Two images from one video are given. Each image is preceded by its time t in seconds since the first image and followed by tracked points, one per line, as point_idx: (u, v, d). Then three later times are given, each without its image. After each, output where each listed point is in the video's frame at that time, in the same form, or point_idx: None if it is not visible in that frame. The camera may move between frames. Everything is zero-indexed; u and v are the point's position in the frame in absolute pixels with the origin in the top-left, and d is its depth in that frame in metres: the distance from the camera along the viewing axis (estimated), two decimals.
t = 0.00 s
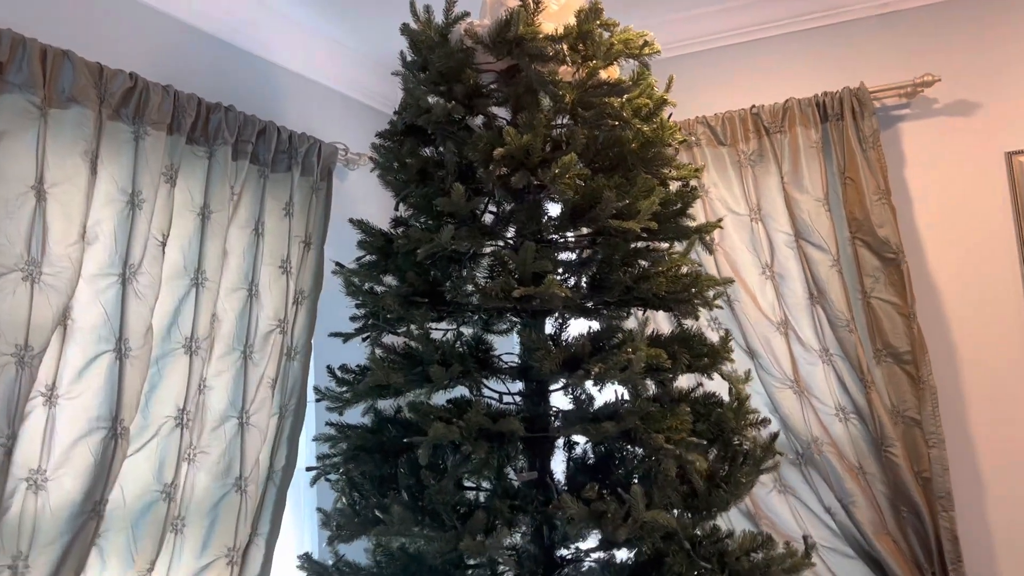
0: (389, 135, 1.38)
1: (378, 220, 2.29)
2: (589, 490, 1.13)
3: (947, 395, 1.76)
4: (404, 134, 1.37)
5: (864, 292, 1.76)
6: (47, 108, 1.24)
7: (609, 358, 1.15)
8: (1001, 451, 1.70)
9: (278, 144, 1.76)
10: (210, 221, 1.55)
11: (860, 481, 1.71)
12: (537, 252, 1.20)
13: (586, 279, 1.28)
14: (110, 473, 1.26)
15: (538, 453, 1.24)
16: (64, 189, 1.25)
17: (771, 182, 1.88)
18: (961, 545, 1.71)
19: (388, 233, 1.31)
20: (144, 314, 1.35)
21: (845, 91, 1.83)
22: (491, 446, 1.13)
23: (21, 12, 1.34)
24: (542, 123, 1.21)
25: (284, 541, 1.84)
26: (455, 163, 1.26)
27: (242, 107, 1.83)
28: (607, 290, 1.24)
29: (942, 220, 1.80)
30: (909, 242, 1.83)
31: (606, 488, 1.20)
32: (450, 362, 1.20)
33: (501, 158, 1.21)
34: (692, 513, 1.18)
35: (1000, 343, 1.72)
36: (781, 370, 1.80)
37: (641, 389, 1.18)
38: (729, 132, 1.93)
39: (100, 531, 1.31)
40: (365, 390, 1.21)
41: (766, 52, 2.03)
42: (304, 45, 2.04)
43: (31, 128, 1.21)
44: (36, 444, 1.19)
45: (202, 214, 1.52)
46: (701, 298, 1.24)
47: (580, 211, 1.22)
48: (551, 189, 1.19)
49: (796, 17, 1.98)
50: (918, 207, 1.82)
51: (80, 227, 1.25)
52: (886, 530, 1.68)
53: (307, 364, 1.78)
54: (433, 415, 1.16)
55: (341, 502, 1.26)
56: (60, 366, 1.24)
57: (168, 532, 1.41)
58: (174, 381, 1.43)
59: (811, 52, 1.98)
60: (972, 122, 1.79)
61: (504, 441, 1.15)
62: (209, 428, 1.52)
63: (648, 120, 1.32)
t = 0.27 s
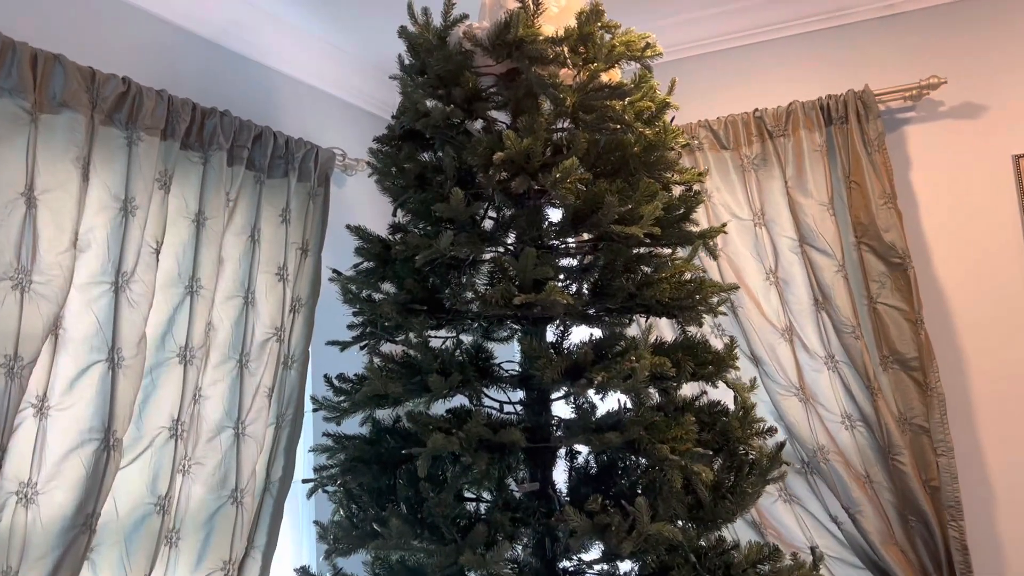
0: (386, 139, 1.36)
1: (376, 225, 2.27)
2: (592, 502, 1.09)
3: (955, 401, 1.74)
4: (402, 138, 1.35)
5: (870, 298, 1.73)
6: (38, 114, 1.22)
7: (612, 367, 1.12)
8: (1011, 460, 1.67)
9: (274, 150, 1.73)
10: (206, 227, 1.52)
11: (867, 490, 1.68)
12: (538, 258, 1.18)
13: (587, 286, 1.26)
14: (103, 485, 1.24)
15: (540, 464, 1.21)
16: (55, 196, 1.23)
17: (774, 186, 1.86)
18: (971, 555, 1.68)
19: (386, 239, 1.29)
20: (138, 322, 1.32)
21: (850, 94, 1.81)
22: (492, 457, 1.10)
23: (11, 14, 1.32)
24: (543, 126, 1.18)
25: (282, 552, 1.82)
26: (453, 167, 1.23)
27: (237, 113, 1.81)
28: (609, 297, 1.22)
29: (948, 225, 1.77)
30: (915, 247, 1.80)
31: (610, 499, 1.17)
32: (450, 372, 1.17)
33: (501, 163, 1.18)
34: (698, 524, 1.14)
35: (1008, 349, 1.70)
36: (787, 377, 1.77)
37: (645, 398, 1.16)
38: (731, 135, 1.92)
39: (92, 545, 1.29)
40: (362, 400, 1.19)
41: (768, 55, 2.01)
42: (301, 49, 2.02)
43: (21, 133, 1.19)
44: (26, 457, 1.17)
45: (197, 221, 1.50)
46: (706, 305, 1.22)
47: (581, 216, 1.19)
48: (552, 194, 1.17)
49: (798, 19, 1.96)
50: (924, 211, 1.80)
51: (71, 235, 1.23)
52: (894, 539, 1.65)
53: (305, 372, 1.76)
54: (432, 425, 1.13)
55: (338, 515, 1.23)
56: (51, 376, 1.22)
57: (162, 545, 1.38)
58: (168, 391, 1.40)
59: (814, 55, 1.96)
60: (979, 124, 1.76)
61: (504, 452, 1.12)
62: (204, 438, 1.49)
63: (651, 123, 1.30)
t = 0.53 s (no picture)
0: (388, 148, 1.35)
1: (377, 234, 2.26)
2: (597, 513, 1.08)
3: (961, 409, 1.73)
4: (404, 147, 1.34)
5: (874, 305, 1.72)
6: (37, 123, 1.21)
7: (616, 377, 1.11)
8: (1018, 467, 1.66)
9: (275, 158, 1.73)
10: (206, 236, 1.52)
11: (872, 498, 1.67)
12: (541, 267, 1.17)
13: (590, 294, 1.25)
14: (102, 497, 1.23)
15: (543, 473, 1.19)
16: (55, 206, 1.22)
17: (776, 193, 1.86)
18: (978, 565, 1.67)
19: (388, 248, 1.28)
20: (138, 333, 1.32)
21: (852, 100, 1.81)
22: (495, 467, 1.09)
23: (11, 23, 1.32)
24: (545, 134, 1.18)
25: (284, 563, 1.80)
26: (456, 175, 1.22)
27: (237, 121, 1.81)
28: (612, 305, 1.21)
29: (952, 231, 1.77)
30: (919, 253, 1.80)
31: (614, 509, 1.16)
32: (452, 381, 1.16)
33: (503, 171, 1.17)
34: (704, 535, 1.12)
35: (1014, 356, 1.69)
36: (790, 385, 1.76)
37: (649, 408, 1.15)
38: (733, 142, 1.91)
39: (91, 557, 1.27)
40: (364, 410, 1.18)
41: (770, 62, 2.01)
42: (302, 58, 2.02)
43: (20, 143, 1.19)
44: (26, 469, 1.16)
45: (198, 230, 1.50)
46: (710, 314, 1.21)
47: (584, 224, 1.18)
48: (554, 203, 1.16)
49: (800, 25, 1.96)
50: (927, 218, 1.79)
51: (71, 245, 1.23)
52: (900, 548, 1.64)
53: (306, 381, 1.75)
54: (435, 436, 1.12)
55: (341, 526, 1.22)
56: (51, 386, 1.21)
57: (162, 557, 1.37)
58: (168, 402, 1.39)
59: (816, 61, 1.96)
60: (981, 130, 1.76)
61: (507, 462, 1.11)
62: (205, 449, 1.48)
63: (653, 130, 1.30)
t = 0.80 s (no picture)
0: (389, 151, 1.36)
1: (378, 237, 2.27)
2: (599, 516, 1.08)
3: (962, 410, 1.73)
4: (405, 150, 1.35)
5: (874, 307, 1.72)
6: (39, 128, 1.21)
7: (617, 379, 1.11)
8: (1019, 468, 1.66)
9: (276, 162, 1.73)
10: (207, 241, 1.52)
11: (874, 500, 1.67)
12: (542, 270, 1.17)
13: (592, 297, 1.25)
14: (104, 501, 1.23)
15: (545, 476, 1.20)
16: (56, 211, 1.22)
17: (776, 195, 1.86)
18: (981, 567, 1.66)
19: (389, 251, 1.28)
20: (139, 337, 1.32)
21: (851, 102, 1.81)
22: (497, 471, 1.09)
23: (13, 28, 1.32)
24: (546, 137, 1.18)
25: (286, 567, 1.80)
26: (457, 179, 1.21)
27: (237, 125, 1.81)
28: (614, 308, 1.21)
29: (952, 233, 1.77)
30: (919, 255, 1.80)
31: (616, 512, 1.16)
32: (454, 384, 1.16)
33: (505, 175, 1.17)
34: (706, 537, 1.12)
35: (1015, 357, 1.69)
36: (791, 387, 1.76)
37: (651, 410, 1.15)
38: (733, 145, 1.92)
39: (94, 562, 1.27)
40: (366, 413, 1.18)
41: (770, 64, 2.02)
42: (303, 62, 2.03)
43: (22, 148, 1.19)
44: (28, 473, 1.16)
45: (199, 234, 1.50)
46: (711, 316, 1.21)
47: (585, 227, 1.19)
48: (556, 206, 1.16)
49: (799, 28, 1.96)
50: (927, 220, 1.80)
51: (72, 250, 1.23)
52: (902, 550, 1.64)
53: (307, 385, 1.75)
54: (437, 439, 1.12)
55: (343, 530, 1.22)
56: (53, 391, 1.21)
57: (164, 561, 1.37)
58: (170, 406, 1.39)
59: (816, 63, 1.96)
60: (981, 132, 1.76)
61: (509, 465, 1.12)
62: (207, 452, 1.48)
63: (654, 133, 1.30)
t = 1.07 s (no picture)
0: (390, 151, 1.36)
1: (378, 237, 2.27)
2: (601, 514, 1.08)
3: (962, 408, 1.73)
4: (406, 150, 1.35)
5: (874, 305, 1.73)
6: (41, 129, 1.22)
7: (619, 378, 1.12)
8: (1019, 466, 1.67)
9: (276, 162, 1.73)
10: (209, 240, 1.52)
11: (874, 497, 1.68)
12: (543, 269, 1.17)
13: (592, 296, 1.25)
14: (107, 501, 1.23)
15: (546, 475, 1.20)
16: (58, 211, 1.23)
17: (776, 194, 1.86)
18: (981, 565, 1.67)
19: (390, 251, 1.28)
20: (141, 337, 1.32)
21: (851, 101, 1.82)
22: (498, 469, 1.10)
23: (14, 29, 1.33)
24: (547, 137, 1.18)
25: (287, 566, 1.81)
26: (458, 178, 1.22)
27: (237, 125, 1.82)
28: (615, 307, 1.21)
29: (951, 231, 1.77)
30: (919, 254, 1.80)
31: (617, 510, 1.16)
32: (455, 383, 1.16)
33: (505, 174, 1.18)
34: (708, 535, 1.12)
35: (1014, 355, 1.69)
36: (791, 385, 1.77)
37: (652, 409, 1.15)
38: (733, 144, 1.92)
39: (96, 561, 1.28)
40: (367, 413, 1.18)
41: (769, 63, 2.02)
42: (302, 61, 2.03)
43: (24, 148, 1.19)
44: (32, 473, 1.16)
45: (200, 234, 1.50)
46: (712, 315, 1.21)
47: (586, 227, 1.19)
48: (557, 205, 1.16)
49: (799, 26, 1.97)
50: (927, 218, 1.80)
51: (74, 250, 1.23)
52: (902, 548, 1.64)
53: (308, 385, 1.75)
54: (438, 438, 1.12)
55: (345, 529, 1.22)
56: (55, 391, 1.21)
57: (166, 560, 1.37)
58: (171, 406, 1.40)
59: (815, 62, 1.96)
60: (980, 130, 1.77)
61: (511, 464, 1.12)
62: (208, 452, 1.49)
63: (654, 132, 1.30)
